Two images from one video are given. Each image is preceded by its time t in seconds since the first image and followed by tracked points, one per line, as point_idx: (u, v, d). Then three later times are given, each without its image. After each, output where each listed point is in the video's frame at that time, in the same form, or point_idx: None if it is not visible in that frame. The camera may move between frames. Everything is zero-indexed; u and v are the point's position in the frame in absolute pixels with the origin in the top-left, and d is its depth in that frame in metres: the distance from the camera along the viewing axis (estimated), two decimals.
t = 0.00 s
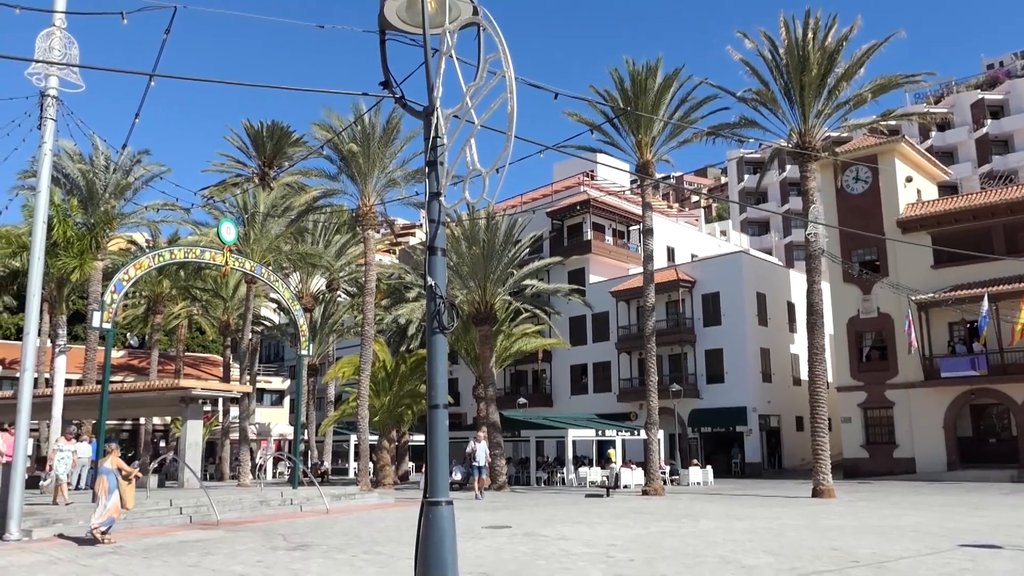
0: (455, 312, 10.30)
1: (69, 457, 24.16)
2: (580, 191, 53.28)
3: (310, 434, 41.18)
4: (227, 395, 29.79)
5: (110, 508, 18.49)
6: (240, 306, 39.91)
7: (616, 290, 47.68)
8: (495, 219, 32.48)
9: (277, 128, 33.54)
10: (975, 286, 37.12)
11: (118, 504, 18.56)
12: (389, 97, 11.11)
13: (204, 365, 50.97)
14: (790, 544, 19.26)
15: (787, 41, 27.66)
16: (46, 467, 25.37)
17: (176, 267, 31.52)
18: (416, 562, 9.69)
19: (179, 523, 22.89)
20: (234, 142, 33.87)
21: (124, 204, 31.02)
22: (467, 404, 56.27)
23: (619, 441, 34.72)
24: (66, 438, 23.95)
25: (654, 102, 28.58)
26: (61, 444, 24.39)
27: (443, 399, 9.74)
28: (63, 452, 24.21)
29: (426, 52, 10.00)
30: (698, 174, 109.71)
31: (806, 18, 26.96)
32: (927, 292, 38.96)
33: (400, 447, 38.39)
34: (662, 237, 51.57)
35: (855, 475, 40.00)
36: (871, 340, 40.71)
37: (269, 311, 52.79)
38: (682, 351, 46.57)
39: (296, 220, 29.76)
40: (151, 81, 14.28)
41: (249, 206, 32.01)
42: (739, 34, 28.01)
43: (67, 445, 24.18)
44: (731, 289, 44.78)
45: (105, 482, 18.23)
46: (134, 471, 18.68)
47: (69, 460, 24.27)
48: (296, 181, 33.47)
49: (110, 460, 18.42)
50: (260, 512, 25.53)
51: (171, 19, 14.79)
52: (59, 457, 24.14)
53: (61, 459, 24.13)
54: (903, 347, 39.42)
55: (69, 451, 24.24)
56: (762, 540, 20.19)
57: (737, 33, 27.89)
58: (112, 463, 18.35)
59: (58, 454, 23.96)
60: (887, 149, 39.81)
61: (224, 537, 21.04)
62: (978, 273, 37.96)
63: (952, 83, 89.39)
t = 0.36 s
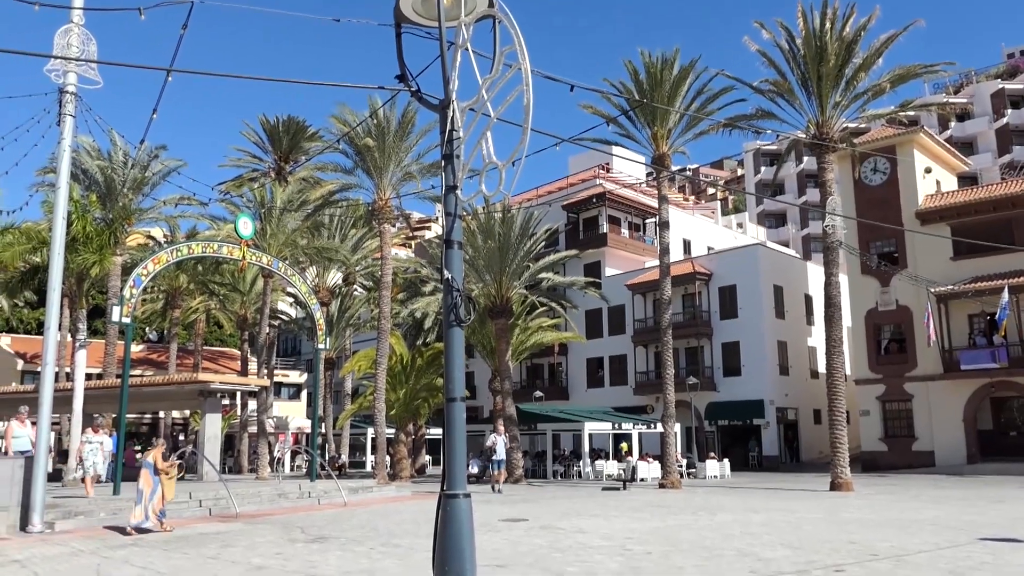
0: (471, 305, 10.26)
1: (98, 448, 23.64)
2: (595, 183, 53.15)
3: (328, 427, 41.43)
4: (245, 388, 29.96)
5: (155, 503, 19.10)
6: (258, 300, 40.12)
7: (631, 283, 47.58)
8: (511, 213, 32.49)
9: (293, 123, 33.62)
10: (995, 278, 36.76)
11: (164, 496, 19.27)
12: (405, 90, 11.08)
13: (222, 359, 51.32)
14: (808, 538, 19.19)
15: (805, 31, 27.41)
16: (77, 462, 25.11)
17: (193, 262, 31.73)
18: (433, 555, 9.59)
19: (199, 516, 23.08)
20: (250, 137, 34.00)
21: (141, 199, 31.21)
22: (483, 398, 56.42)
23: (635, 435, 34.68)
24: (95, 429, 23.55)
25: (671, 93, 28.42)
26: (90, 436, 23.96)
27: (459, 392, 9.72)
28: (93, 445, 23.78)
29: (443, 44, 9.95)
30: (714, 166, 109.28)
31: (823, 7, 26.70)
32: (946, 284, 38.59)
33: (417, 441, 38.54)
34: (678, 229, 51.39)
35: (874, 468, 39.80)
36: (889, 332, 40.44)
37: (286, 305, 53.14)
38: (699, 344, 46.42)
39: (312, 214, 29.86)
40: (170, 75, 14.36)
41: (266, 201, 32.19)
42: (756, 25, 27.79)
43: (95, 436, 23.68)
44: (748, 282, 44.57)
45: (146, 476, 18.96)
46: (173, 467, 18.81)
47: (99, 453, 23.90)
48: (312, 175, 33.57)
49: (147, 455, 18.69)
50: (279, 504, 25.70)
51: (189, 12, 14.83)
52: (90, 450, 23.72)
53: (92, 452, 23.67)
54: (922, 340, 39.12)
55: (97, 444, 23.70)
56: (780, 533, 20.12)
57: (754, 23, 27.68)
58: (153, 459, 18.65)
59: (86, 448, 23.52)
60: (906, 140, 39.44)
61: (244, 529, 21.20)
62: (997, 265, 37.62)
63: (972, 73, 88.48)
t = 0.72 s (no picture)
0: (485, 305, 10.21)
1: (121, 446, 23.46)
2: (608, 182, 53.10)
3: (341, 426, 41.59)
4: (259, 388, 30.08)
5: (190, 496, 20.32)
6: (271, 300, 40.29)
7: (644, 282, 47.50)
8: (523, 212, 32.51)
9: (306, 123, 33.75)
10: (1011, 276, 36.48)
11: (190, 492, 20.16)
12: (418, 91, 11.03)
13: (236, 358, 51.61)
14: (824, 537, 19.10)
15: (818, 29, 27.26)
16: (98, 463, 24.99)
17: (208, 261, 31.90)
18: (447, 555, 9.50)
19: (213, 515, 23.19)
20: (263, 137, 34.16)
21: (157, 199, 31.41)
22: (496, 397, 56.48)
23: (649, 434, 34.61)
24: (117, 426, 23.41)
25: (683, 92, 28.35)
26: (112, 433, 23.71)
27: (474, 391, 9.79)
28: (117, 442, 23.59)
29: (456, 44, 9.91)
30: (727, 164, 108.97)
31: (838, 4, 26.54)
32: (962, 283, 38.34)
33: (430, 440, 38.60)
34: (692, 228, 51.27)
35: (889, 467, 39.56)
36: (904, 331, 40.19)
37: (300, 304, 53.40)
38: (712, 342, 46.27)
39: (325, 214, 29.95)
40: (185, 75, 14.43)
41: (279, 201, 32.34)
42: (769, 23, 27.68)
43: (117, 433, 23.56)
44: (762, 280, 44.39)
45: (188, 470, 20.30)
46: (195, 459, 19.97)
47: (121, 450, 23.73)
48: (325, 175, 33.67)
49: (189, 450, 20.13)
50: (293, 503, 25.81)
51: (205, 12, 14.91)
52: (112, 447, 23.52)
53: (114, 451, 23.55)
54: (938, 338, 38.87)
55: (120, 440, 23.51)
56: (795, 533, 20.03)
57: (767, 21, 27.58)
58: (185, 455, 19.06)
59: (108, 444, 23.38)
60: (920, 137, 39.18)
61: (258, 528, 21.30)
62: (1013, 263, 37.36)
63: (988, 69, 87.85)
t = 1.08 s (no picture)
0: (501, 297, 10.01)
1: (145, 440, 23.36)
2: (623, 176, 52.96)
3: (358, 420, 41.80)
4: (276, 381, 30.22)
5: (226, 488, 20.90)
6: (288, 294, 40.47)
7: (660, 275, 47.36)
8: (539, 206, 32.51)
9: (321, 118, 33.88)
10: None
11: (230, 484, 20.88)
12: (433, 84, 10.81)
13: (253, 353, 51.95)
14: (842, 532, 18.99)
15: (836, 20, 27.03)
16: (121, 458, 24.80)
17: (224, 256, 32.08)
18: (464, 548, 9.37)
19: (231, 507, 23.38)
20: (279, 132, 34.28)
21: (174, 194, 31.58)
22: (511, 391, 56.57)
23: (664, 428, 34.52)
24: (143, 419, 23.48)
25: (699, 84, 28.19)
26: (137, 426, 23.70)
27: (490, 381, 9.66)
28: (140, 437, 23.53)
29: (471, 36, 9.76)
30: (743, 157, 108.54)
31: None
32: (981, 276, 38.00)
33: (446, 434, 38.70)
34: (708, 221, 51.06)
35: (907, 461, 39.34)
36: (923, 324, 39.92)
37: (316, 298, 53.67)
38: (729, 336, 46.10)
39: (341, 209, 30.04)
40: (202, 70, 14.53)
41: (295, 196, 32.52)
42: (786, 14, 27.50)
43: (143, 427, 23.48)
44: (779, 274, 44.14)
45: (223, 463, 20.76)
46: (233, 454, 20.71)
47: (144, 445, 23.68)
48: (341, 170, 33.77)
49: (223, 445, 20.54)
50: (310, 496, 25.97)
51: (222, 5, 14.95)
52: (135, 440, 23.46)
53: (137, 444, 23.43)
54: (957, 332, 38.60)
55: (145, 433, 23.46)
56: (813, 527, 19.94)
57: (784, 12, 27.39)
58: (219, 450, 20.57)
59: (133, 437, 23.29)
60: (940, 129, 38.80)
61: (276, 521, 21.42)
62: None
63: (1009, 60, 86.92)
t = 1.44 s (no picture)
0: (523, 295, 9.82)
1: (172, 442, 22.76)
2: (642, 173, 52.83)
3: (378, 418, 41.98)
4: (297, 380, 30.38)
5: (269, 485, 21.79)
6: (308, 293, 40.69)
7: (680, 272, 47.19)
8: (558, 204, 32.48)
9: (340, 117, 34.06)
10: None
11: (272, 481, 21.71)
12: (452, 82, 10.54)
13: (273, 351, 52.26)
14: (865, 530, 18.85)
15: (857, 14, 26.77)
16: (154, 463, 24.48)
17: (245, 255, 32.31)
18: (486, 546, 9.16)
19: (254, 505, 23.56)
20: (299, 132, 34.46)
21: (195, 194, 31.85)
22: (530, 388, 56.60)
23: (685, 426, 34.38)
24: (169, 421, 22.79)
25: (719, 80, 28.05)
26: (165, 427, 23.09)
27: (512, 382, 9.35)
28: (168, 439, 22.92)
29: (491, 33, 9.56)
30: (763, 153, 107.99)
31: None
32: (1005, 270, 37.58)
33: (466, 432, 38.77)
34: (728, 218, 50.83)
35: (931, 459, 38.98)
36: (947, 321, 39.57)
37: (336, 297, 54.00)
38: (749, 333, 45.87)
39: (361, 207, 30.15)
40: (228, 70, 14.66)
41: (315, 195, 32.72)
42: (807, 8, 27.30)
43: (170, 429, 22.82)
44: (800, 270, 43.88)
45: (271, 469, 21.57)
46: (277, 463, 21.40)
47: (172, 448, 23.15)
48: (360, 169, 33.89)
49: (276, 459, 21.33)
50: (332, 494, 26.11)
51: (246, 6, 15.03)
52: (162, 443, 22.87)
53: (165, 447, 22.84)
54: (981, 328, 38.25)
55: (171, 435, 22.79)
56: (836, 525, 19.79)
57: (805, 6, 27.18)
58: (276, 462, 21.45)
59: (161, 440, 22.69)
60: (963, 123, 38.37)
61: (299, 518, 21.55)
62: None
63: None
